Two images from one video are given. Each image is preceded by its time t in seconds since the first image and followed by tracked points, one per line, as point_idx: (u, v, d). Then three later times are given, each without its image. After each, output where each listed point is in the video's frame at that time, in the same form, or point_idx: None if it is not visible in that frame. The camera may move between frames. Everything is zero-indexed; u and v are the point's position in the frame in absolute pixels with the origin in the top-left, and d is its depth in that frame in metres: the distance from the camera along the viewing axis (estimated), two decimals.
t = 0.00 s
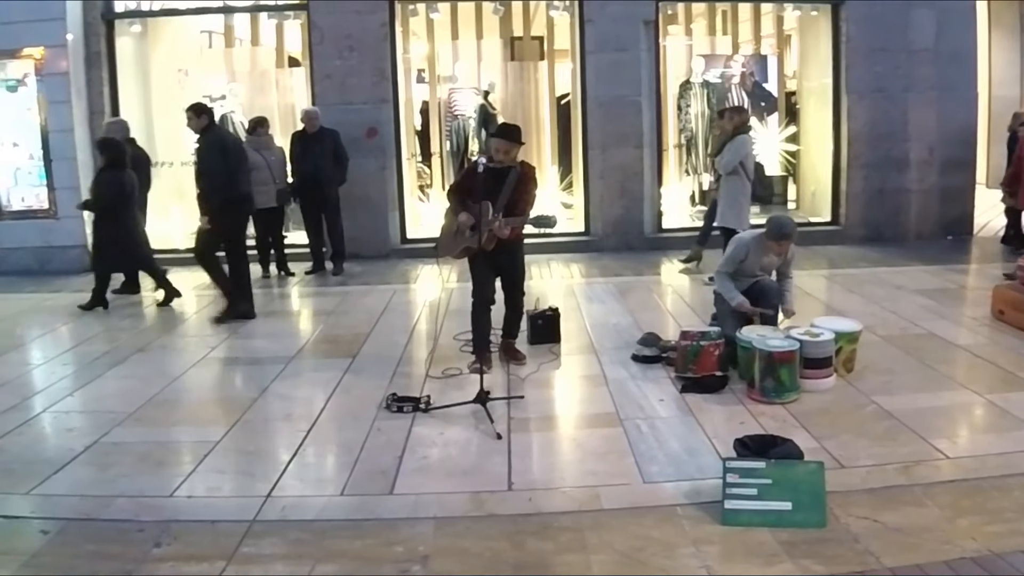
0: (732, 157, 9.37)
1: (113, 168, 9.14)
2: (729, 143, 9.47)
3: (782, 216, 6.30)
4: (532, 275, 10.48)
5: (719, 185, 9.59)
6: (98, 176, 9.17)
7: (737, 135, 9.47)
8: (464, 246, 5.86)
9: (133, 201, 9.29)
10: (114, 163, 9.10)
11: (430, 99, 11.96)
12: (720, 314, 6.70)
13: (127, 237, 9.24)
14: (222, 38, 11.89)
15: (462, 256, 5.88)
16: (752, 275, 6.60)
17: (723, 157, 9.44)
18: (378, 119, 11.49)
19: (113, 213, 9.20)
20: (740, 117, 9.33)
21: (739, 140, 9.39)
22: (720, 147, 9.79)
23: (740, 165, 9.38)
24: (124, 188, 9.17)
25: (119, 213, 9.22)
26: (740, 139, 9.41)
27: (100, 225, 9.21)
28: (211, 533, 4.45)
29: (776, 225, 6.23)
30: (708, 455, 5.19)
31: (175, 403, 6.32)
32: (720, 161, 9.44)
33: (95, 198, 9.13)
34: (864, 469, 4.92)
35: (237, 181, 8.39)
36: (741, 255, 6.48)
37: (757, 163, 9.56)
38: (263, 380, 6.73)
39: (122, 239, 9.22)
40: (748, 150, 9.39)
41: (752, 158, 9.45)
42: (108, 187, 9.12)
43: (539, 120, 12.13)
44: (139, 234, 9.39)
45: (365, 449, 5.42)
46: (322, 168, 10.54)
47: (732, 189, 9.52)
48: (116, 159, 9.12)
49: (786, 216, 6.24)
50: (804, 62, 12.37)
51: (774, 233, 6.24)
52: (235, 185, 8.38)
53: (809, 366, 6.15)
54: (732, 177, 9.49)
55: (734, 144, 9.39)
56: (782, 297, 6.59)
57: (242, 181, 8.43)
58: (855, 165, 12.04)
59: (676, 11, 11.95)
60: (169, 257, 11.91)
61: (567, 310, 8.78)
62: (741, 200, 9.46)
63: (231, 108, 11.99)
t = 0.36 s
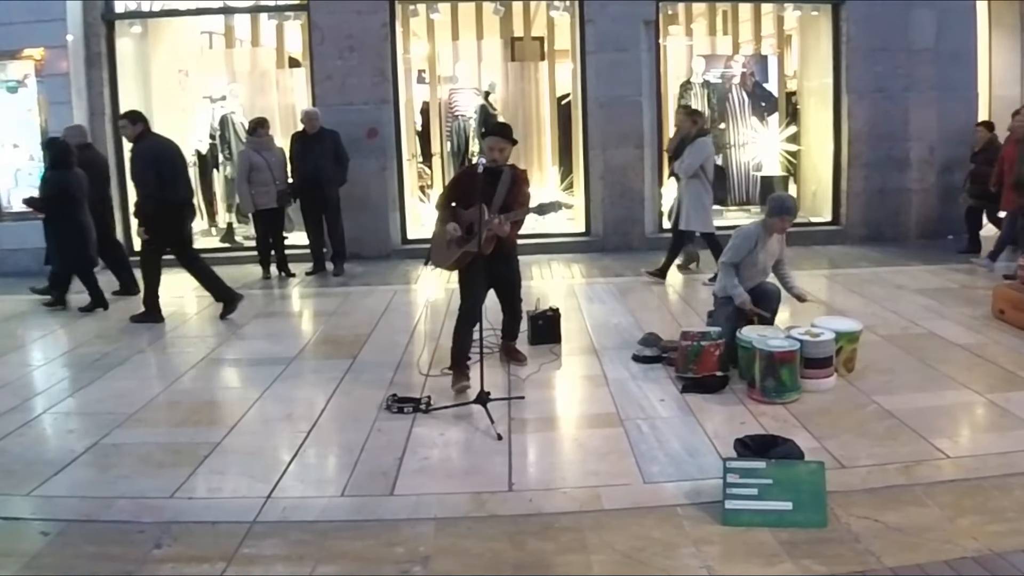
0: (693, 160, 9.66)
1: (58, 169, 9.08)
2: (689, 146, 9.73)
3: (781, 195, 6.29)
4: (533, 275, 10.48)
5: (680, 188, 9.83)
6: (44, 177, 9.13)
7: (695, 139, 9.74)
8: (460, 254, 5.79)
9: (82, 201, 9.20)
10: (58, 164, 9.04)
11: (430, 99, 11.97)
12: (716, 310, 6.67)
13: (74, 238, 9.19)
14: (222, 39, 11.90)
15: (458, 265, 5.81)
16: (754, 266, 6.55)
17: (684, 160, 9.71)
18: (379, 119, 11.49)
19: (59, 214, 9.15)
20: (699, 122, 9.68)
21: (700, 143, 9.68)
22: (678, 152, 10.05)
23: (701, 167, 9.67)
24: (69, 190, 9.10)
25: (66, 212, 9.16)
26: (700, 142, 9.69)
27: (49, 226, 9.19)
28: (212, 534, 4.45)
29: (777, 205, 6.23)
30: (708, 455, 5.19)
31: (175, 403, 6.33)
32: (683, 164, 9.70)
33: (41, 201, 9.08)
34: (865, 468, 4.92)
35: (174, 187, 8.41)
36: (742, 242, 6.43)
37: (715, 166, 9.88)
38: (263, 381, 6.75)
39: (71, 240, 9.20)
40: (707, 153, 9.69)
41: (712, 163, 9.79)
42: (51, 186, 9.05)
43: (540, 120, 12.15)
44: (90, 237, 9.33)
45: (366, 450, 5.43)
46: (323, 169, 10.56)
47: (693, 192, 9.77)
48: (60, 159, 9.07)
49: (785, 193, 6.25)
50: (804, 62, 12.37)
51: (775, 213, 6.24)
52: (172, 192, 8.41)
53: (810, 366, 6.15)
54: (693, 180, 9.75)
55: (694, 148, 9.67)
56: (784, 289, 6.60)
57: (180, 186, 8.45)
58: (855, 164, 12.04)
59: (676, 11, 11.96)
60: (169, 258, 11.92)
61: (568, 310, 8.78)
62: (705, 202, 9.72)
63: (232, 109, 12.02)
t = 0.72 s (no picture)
0: (648, 158, 9.70)
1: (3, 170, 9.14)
2: (643, 144, 9.76)
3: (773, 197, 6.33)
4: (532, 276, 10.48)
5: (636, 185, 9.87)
6: None
7: (650, 137, 9.77)
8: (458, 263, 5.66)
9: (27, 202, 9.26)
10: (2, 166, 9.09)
11: (428, 100, 11.97)
12: (716, 309, 6.68)
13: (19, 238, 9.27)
14: (220, 39, 11.89)
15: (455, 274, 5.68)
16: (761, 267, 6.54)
17: (640, 159, 9.75)
18: (378, 120, 11.49)
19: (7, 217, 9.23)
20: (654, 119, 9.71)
21: (654, 140, 9.71)
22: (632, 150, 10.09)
23: (656, 164, 9.71)
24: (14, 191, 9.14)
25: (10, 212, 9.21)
26: (654, 140, 9.72)
27: None
28: (210, 534, 4.45)
29: (771, 207, 6.27)
30: (707, 455, 5.19)
31: (171, 404, 6.32)
32: (638, 162, 9.74)
33: None
34: (863, 468, 4.92)
35: (115, 186, 8.41)
36: (743, 244, 6.49)
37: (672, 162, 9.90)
38: (259, 382, 6.74)
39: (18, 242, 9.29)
40: (662, 150, 9.72)
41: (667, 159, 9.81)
42: None
43: (538, 120, 12.17)
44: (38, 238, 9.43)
45: (364, 450, 5.42)
46: (320, 170, 10.55)
47: (648, 189, 9.82)
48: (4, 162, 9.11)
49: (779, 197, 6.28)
50: (802, 62, 12.38)
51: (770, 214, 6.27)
52: (113, 191, 8.40)
53: (809, 366, 6.15)
54: (649, 177, 9.79)
55: (650, 145, 9.70)
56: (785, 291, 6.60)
57: (118, 184, 8.42)
58: (853, 164, 12.05)
59: (675, 11, 11.96)
60: (168, 258, 11.91)
61: (566, 311, 8.77)
62: (659, 199, 9.77)
63: (230, 109, 12.01)
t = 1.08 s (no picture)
0: (605, 161, 9.66)
1: None
2: (601, 147, 9.74)
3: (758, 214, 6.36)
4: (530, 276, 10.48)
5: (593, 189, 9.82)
6: None
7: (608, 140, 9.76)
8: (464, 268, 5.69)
9: None
10: None
11: (427, 100, 11.96)
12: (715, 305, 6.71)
13: None
14: (219, 39, 11.88)
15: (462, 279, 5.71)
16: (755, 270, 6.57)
17: (597, 161, 9.72)
18: (377, 120, 11.48)
19: None
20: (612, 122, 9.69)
21: (611, 143, 9.69)
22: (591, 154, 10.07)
23: (613, 167, 9.68)
24: None
25: None
26: (612, 143, 9.70)
27: None
28: (208, 534, 4.45)
29: (757, 222, 6.30)
30: (705, 455, 5.20)
31: (170, 404, 6.32)
32: (595, 165, 9.70)
33: None
34: (861, 469, 4.92)
35: (66, 185, 8.79)
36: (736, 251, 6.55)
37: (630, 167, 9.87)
38: (257, 381, 6.74)
39: None
40: (620, 154, 9.70)
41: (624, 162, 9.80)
42: None
43: (537, 120, 12.16)
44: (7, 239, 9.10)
45: (362, 451, 5.42)
46: (319, 170, 10.54)
47: (605, 193, 9.74)
48: None
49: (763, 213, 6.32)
50: (800, 63, 12.38)
51: (757, 230, 6.29)
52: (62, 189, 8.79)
53: (807, 366, 6.16)
54: (606, 181, 9.74)
55: (608, 148, 9.69)
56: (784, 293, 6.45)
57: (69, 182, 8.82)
58: (851, 165, 12.05)
59: (674, 12, 11.96)
60: (167, 258, 11.92)
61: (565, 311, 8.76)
62: (617, 203, 9.69)
63: (227, 109, 12.02)
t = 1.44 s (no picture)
0: (563, 161, 9.60)
1: None
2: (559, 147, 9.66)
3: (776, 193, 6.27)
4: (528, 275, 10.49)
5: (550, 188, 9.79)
6: None
7: (564, 139, 9.71)
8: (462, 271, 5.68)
9: None
10: None
11: (424, 99, 11.96)
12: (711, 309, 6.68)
13: None
14: (215, 38, 11.87)
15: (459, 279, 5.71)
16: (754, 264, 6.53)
17: (553, 161, 9.65)
18: (374, 119, 11.48)
19: None
20: (569, 122, 9.70)
21: (569, 143, 9.63)
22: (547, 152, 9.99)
23: (570, 167, 9.63)
24: None
25: None
26: (569, 143, 9.65)
27: None
28: (203, 534, 4.44)
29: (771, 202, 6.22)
30: (701, 454, 5.21)
31: (166, 404, 6.31)
32: (552, 165, 9.63)
33: None
34: (857, 468, 4.93)
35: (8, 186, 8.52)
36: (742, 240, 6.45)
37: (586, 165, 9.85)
38: (254, 381, 6.74)
39: None
40: (576, 153, 9.65)
41: (580, 162, 9.77)
42: None
43: (535, 120, 12.17)
44: None
45: (359, 450, 5.42)
46: (315, 170, 10.53)
47: (563, 193, 9.75)
48: None
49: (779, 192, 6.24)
50: (797, 63, 12.39)
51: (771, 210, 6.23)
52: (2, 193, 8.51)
53: (803, 366, 6.17)
54: (563, 181, 9.71)
55: (564, 147, 9.62)
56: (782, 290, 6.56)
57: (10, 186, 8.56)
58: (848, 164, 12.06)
59: (671, 12, 11.96)
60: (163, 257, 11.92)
61: (561, 310, 8.76)
62: (574, 203, 9.73)
63: (224, 108, 12.03)
